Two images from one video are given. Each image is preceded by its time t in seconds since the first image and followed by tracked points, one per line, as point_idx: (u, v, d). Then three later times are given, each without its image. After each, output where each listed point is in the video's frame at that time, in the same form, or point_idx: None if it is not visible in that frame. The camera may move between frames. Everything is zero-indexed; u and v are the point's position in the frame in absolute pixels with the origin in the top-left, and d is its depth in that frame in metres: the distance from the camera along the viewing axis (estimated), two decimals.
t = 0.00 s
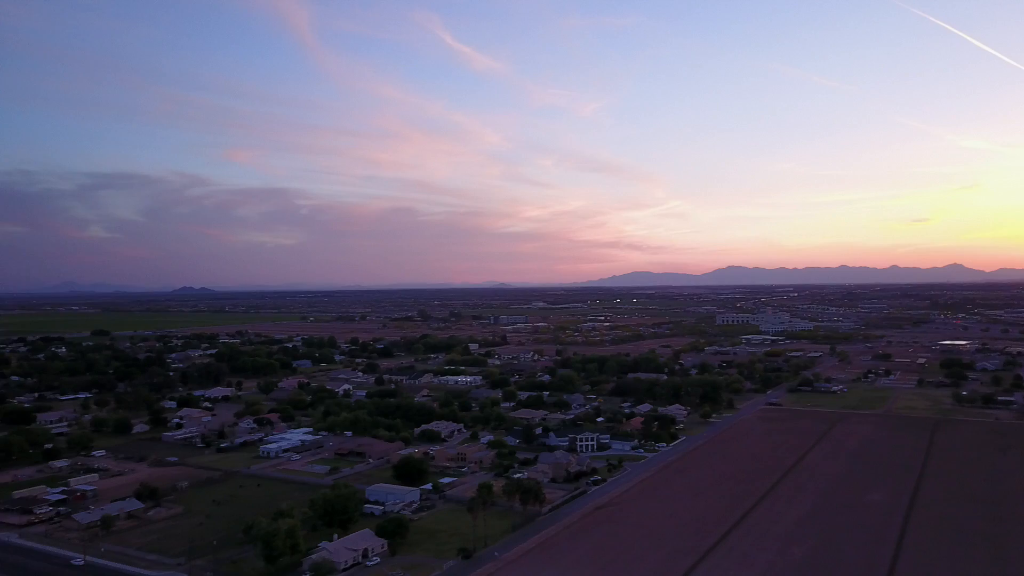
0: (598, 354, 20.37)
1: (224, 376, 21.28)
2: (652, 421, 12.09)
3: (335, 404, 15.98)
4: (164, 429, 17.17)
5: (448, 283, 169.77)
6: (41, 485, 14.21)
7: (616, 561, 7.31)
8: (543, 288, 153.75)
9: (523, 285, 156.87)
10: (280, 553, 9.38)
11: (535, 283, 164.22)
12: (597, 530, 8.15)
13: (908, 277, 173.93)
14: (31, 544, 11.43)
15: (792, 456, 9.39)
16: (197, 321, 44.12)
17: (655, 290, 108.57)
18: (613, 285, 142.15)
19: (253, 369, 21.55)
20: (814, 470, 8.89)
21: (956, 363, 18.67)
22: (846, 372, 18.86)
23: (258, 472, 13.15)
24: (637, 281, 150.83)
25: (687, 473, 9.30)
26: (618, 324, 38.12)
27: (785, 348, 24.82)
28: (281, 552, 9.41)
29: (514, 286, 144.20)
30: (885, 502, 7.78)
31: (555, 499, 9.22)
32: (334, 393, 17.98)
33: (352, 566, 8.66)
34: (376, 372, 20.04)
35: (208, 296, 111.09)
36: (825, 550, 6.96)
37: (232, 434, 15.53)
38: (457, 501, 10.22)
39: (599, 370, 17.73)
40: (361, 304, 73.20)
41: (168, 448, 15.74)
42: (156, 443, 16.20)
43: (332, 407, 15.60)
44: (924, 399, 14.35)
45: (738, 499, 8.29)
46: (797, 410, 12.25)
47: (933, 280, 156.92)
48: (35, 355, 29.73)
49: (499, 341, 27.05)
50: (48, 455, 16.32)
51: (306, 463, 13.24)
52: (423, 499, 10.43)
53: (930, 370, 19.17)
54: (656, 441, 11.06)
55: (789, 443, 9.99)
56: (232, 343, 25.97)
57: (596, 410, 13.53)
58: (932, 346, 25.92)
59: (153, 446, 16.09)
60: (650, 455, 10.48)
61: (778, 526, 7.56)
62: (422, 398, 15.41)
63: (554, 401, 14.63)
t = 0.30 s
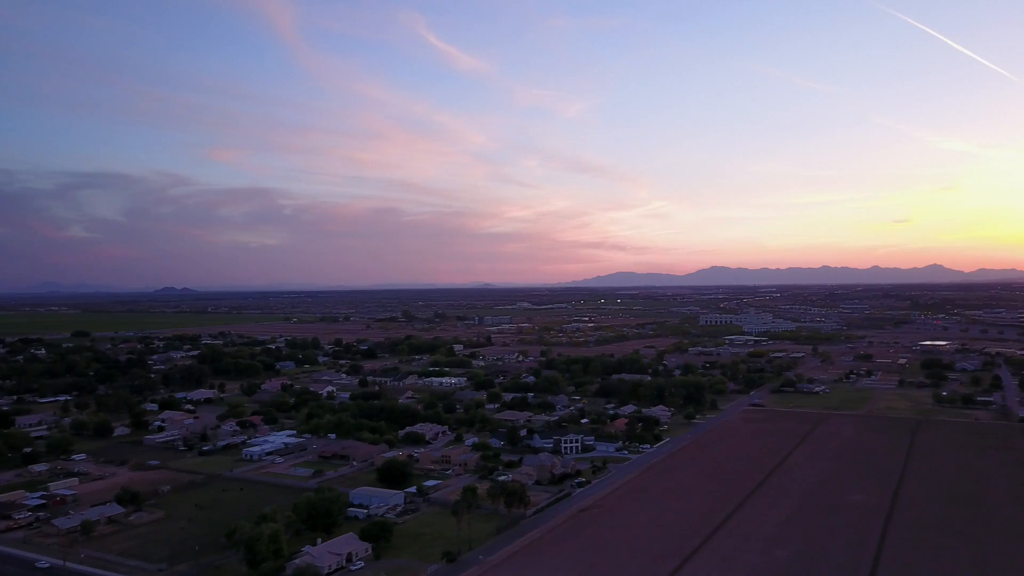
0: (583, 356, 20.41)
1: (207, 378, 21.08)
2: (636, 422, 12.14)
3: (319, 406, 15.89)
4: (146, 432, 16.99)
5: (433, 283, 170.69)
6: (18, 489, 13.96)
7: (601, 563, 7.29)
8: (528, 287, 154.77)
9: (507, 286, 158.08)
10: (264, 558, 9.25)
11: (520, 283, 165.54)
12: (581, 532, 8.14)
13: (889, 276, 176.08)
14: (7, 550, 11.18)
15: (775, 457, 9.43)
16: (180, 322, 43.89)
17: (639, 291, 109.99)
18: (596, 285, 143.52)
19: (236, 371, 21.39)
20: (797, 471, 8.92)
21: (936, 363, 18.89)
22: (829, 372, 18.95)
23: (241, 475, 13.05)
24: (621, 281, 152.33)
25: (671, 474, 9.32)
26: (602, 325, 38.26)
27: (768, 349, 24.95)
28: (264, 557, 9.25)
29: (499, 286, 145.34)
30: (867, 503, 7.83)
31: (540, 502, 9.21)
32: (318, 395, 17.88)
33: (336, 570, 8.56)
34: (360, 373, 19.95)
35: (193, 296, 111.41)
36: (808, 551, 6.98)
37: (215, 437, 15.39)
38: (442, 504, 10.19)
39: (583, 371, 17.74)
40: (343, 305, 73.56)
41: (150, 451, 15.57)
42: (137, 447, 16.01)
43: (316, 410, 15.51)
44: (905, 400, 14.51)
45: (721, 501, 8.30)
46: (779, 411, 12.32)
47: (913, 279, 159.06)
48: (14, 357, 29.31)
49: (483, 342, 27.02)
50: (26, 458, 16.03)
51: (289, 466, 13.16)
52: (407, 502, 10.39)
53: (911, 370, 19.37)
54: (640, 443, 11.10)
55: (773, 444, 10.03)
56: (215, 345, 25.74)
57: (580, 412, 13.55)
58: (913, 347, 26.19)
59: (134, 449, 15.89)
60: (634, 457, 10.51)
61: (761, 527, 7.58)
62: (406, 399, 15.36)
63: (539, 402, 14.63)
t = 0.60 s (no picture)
0: (567, 357, 20.41)
1: (189, 380, 20.89)
2: (621, 423, 12.16)
3: (302, 408, 15.78)
4: (127, 435, 16.79)
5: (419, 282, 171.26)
6: None
7: (586, 565, 7.28)
8: (513, 286, 155.71)
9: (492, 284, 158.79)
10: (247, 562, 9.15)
11: (505, 282, 166.42)
12: (566, 534, 8.12)
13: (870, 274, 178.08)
14: None
15: (759, 459, 9.46)
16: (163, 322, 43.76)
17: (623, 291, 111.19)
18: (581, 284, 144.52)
19: (219, 373, 21.20)
20: (781, 472, 8.95)
21: (917, 364, 19.08)
22: (811, 373, 19.07)
23: (223, 479, 12.93)
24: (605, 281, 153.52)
25: (656, 476, 9.32)
26: (587, 325, 38.40)
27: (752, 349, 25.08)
28: (247, 562, 9.14)
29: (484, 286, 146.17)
30: (850, 504, 7.86)
31: (524, 504, 9.20)
32: (302, 397, 17.76)
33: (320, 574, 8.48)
34: (345, 375, 19.84)
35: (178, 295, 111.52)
36: (791, 552, 7.00)
37: (197, 440, 15.25)
38: (427, 507, 10.15)
39: (568, 372, 17.75)
40: (327, 305, 74.69)
41: (132, 454, 15.40)
42: (119, 450, 15.82)
43: (300, 412, 15.40)
44: (886, 400, 14.64)
45: (705, 502, 8.31)
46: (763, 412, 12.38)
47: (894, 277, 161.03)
48: None
49: (468, 343, 26.98)
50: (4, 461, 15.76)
51: (273, 470, 13.06)
52: (391, 505, 10.34)
53: (893, 371, 19.53)
54: (625, 444, 11.12)
55: (757, 445, 10.07)
56: (198, 346, 25.50)
57: (565, 413, 13.55)
58: (894, 347, 26.45)
59: (116, 452, 15.70)
60: (619, 458, 10.53)
61: (745, 529, 7.60)
62: (391, 401, 15.29)
63: (524, 404, 14.61)
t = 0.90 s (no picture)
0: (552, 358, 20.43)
1: (172, 382, 20.70)
2: (605, 425, 12.20)
3: (286, 410, 15.68)
4: (109, 438, 16.59)
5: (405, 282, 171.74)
6: None
7: (571, 567, 7.27)
8: (499, 285, 156.51)
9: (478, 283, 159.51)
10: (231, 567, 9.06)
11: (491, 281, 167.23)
12: (551, 536, 8.12)
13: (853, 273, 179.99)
14: None
15: (743, 460, 9.50)
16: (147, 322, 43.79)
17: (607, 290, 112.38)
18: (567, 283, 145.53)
19: (202, 375, 21.01)
20: (765, 472, 9.00)
21: (898, 364, 19.28)
22: (794, 374, 19.23)
23: (206, 482, 12.82)
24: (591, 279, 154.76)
25: (641, 477, 9.34)
26: (572, 326, 38.59)
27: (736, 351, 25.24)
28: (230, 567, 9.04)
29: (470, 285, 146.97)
30: (834, 504, 7.91)
31: (510, 506, 9.20)
32: (286, 399, 17.66)
33: None
34: (329, 377, 19.74)
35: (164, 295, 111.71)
36: (775, 553, 7.04)
37: (180, 443, 15.11)
38: (412, 510, 10.12)
39: (553, 373, 17.77)
40: (311, 304, 75.66)
41: (113, 458, 15.22)
42: (100, 453, 15.63)
43: (284, 415, 15.31)
44: (868, 401, 14.77)
45: (690, 503, 8.34)
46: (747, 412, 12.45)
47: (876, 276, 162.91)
48: None
49: (454, 344, 26.97)
50: None
51: (256, 473, 12.97)
52: (376, 508, 10.30)
53: (875, 371, 19.71)
54: (610, 446, 11.15)
55: (741, 446, 10.12)
56: (181, 347, 25.27)
57: (550, 415, 13.56)
58: (876, 348, 26.73)
59: (97, 456, 15.51)
60: (604, 460, 10.57)
61: (729, 530, 7.62)
62: (375, 403, 15.23)
63: (509, 406, 14.61)
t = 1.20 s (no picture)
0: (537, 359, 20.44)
1: (154, 385, 20.50)
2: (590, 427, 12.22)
3: (270, 413, 15.57)
4: (89, 442, 16.38)
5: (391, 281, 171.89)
6: None
7: (555, 569, 7.25)
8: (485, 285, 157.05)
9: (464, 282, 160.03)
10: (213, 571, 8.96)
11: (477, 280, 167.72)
12: (535, 539, 8.10)
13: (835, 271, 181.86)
14: None
15: (727, 461, 9.53)
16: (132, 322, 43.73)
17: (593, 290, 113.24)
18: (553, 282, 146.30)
19: (184, 376, 20.82)
20: (748, 473, 9.03)
21: (880, 364, 19.48)
22: (777, 374, 19.39)
23: (188, 486, 12.70)
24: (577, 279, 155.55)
25: (625, 479, 9.35)
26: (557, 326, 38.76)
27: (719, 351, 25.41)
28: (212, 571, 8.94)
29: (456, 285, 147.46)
30: (816, 505, 7.95)
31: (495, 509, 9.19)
32: (269, 401, 17.54)
33: None
34: (313, 378, 19.64)
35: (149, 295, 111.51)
36: (759, 554, 7.06)
37: (162, 446, 14.96)
38: (396, 513, 10.08)
39: (538, 374, 17.77)
40: (295, 305, 76.32)
41: (94, 461, 15.03)
42: (80, 457, 15.43)
43: (268, 417, 15.21)
44: (849, 401, 14.90)
45: (674, 505, 8.35)
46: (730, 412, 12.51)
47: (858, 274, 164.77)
48: None
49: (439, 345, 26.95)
50: None
51: (239, 476, 12.86)
52: (360, 511, 10.25)
53: (856, 371, 19.89)
54: (594, 448, 11.18)
55: (725, 447, 10.16)
56: (163, 348, 25.05)
57: (534, 416, 13.55)
58: (857, 348, 27.03)
59: (77, 459, 15.31)
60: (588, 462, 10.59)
61: (713, 531, 7.64)
62: (359, 405, 15.15)
63: (494, 407, 14.59)
